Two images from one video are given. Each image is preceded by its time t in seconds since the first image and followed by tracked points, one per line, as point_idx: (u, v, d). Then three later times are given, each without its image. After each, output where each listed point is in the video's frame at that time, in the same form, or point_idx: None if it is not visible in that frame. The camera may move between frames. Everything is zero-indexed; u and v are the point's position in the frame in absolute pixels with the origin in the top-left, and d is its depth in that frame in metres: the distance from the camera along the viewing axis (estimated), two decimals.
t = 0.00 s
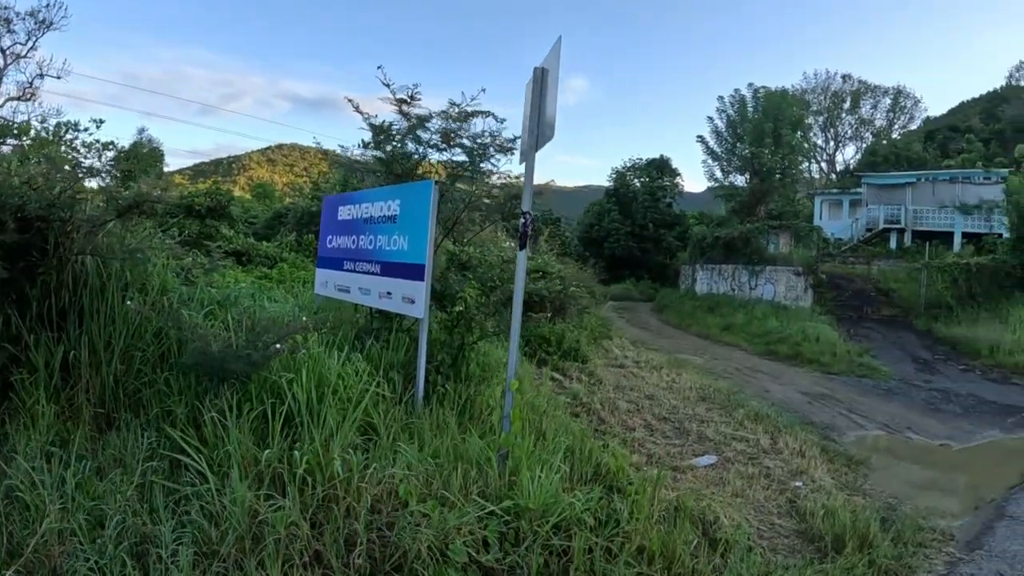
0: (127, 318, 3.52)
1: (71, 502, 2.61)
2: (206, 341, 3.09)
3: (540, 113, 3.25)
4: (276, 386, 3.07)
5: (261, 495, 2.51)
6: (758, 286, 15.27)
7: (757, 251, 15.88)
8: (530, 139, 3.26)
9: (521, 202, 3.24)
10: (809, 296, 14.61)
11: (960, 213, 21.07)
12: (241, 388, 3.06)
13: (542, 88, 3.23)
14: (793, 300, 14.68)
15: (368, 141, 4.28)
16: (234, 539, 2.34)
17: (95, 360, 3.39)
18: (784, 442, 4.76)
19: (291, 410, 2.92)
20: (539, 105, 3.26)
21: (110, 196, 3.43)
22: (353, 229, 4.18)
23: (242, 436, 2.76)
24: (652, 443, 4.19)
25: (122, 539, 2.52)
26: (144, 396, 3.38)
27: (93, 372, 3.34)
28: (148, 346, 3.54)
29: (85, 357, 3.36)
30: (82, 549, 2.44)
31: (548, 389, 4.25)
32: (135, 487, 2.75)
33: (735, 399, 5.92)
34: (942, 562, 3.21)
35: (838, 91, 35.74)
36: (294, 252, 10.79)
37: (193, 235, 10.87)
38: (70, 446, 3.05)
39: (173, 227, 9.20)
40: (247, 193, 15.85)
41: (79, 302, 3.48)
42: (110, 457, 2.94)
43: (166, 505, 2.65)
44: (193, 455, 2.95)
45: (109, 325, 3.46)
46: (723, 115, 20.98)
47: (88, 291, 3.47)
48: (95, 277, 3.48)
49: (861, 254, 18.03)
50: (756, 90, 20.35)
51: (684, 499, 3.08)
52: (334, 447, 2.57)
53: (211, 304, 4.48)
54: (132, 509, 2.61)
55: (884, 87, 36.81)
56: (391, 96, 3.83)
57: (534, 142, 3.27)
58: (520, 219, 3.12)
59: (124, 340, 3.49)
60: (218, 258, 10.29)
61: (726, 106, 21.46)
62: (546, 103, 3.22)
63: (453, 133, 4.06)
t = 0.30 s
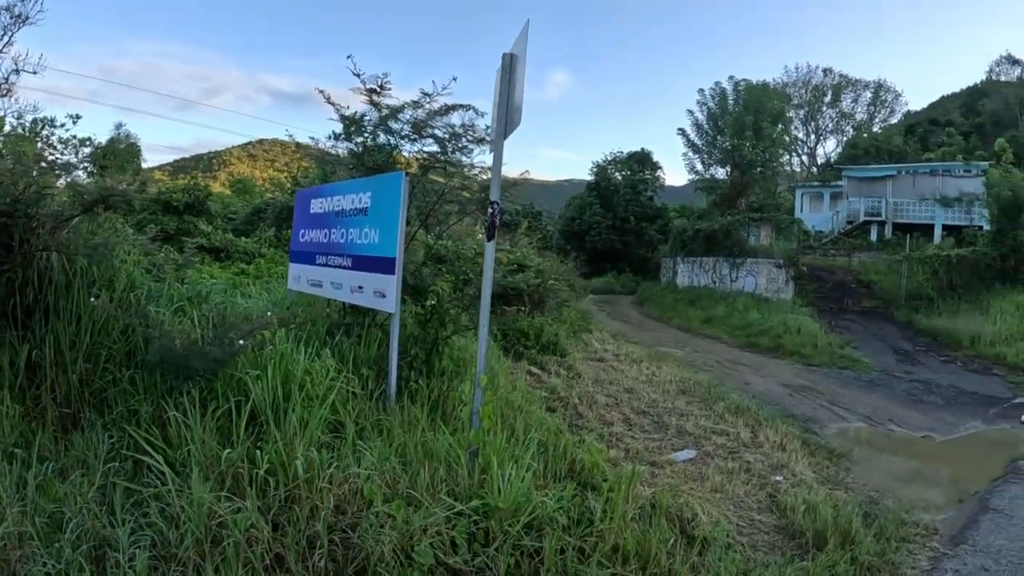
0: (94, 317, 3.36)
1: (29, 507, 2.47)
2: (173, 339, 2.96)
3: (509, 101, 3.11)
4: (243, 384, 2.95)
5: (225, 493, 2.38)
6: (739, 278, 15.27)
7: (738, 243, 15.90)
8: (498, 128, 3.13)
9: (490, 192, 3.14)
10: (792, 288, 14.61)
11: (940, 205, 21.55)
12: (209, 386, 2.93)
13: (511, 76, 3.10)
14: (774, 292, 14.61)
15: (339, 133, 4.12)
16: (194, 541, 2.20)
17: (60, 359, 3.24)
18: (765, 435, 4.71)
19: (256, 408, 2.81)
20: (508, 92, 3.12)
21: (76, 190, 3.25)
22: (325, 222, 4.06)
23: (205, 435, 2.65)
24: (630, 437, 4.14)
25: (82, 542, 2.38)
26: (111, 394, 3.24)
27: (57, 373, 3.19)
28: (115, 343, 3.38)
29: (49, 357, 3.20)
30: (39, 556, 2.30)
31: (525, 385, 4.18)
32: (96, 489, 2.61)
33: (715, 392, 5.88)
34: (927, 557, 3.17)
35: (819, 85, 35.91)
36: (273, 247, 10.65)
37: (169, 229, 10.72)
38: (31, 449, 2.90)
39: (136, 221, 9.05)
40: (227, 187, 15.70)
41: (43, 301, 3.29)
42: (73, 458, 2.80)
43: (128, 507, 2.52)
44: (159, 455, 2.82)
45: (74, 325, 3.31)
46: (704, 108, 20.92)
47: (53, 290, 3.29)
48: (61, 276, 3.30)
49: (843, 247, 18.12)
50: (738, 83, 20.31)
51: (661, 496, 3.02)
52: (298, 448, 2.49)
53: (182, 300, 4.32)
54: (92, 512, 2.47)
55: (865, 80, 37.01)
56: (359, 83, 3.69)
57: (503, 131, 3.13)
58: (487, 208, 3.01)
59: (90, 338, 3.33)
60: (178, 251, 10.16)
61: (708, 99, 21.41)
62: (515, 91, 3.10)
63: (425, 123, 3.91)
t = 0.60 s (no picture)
0: (57, 320, 3.19)
1: None
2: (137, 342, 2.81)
3: (480, 86, 2.98)
4: (209, 388, 2.83)
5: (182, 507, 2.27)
6: (725, 272, 15.27)
7: (723, 237, 15.86)
8: (469, 116, 3.00)
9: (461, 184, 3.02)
10: (778, 281, 14.50)
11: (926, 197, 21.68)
12: (175, 391, 2.81)
13: (484, 61, 2.97)
14: (760, 285, 14.58)
15: (311, 126, 3.90)
16: (150, 558, 2.09)
17: (21, 364, 3.06)
18: (754, 432, 4.63)
19: (222, 414, 2.69)
20: (480, 78, 2.99)
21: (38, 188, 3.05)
22: (299, 219, 3.93)
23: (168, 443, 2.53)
24: (616, 437, 4.05)
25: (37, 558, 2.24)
26: (72, 399, 3.08)
27: (18, 378, 3.02)
28: (81, 347, 3.21)
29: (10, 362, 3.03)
30: None
31: (507, 384, 4.07)
32: (54, 501, 2.47)
33: (702, 387, 5.80)
34: (923, 559, 3.10)
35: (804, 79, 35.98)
36: (256, 245, 10.49)
37: (150, 228, 10.59)
38: None
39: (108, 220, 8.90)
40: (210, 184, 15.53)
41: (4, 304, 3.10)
42: (32, 469, 2.65)
43: (87, 520, 2.40)
44: (123, 466, 2.69)
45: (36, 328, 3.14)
46: (688, 102, 20.82)
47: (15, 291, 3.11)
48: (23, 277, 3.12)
49: (829, 240, 18.15)
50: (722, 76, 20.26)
51: (647, 501, 2.93)
52: (262, 456, 2.40)
53: (154, 301, 4.16)
54: (49, 525, 2.34)
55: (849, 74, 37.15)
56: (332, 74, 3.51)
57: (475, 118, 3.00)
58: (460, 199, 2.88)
59: (55, 342, 3.17)
60: (162, 250, 10.08)
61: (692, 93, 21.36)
62: (488, 77, 2.96)
63: (398, 115, 3.75)
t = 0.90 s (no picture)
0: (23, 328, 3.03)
1: None
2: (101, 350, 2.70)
3: (453, 77, 2.89)
4: (176, 397, 2.73)
5: (142, 524, 2.22)
6: (714, 269, 15.26)
7: (711, 233, 15.82)
8: (442, 108, 2.91)
9: (434, 179, 2.91)
10: (767, 278, 14.45)
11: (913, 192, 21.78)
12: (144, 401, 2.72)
13: (457, 51, 2.88)
14: (749, 282, 14.58)
15: (285, 124, 3.75)
16: None
17: None
18: (745, 432, 4.56)
19: (190, 422, 2.61)
20: (454, 67, 2.89)
21: None
22: (276, 219, 3.82)
23: (132, 455, 2.46)
24: (603, 439, 3.96)
25: None
26: (39, 408, 2.91)
27: None
28: (50, 355, 3.05)
29: None
30: None
31: (491, 387, 3.98)
32: (15, 515, 2.34)
33: (692, 386, 5.74)
34: (922, 563, 3.04)
35: (790, 76, 36.04)
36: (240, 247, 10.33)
37: (133, 232, 10.41)
38: None
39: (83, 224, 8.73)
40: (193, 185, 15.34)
41: None
42: None
43: (46, 536, 2.30)
44: (89, 478, 2.60)
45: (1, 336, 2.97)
46: (674, 98, 20.73)
47: None
48: None
49: (817, 236, 18.17)
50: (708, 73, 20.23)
51: (633, 509, 2.87)
52: (226, 468, 2.33)
53: (127, 305, 3.99)
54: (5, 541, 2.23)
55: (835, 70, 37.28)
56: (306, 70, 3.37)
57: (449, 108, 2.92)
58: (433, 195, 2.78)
59: (25, 348, 3.01)
60: (144, 254, 9.93)
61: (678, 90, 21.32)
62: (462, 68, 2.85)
63: (374, 110, 3.62)
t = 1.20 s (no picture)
0: None
1: None
2: (69, 360, 2.62)
3: (426, 74, 2.82)
4: (148, 406, 2.64)
5: (107, 539, 2.15)
6: (704, 267, 15.22)
7: (700, 231, 15.76)
8: (415, 105, 2.82)
9: (407, 176, 2.84)
10: (757, 275, 14.44)
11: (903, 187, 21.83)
12: (115, 411, 2.65)
13: (430, 46, 2.81)
14: (740, 280, 14.64)
15: (262, 125, 3.63)
16: None
17: None
18: (737, 433, 4.50)
19: (161, 432, 2.54)
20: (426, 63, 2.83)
21: None
22: (255, 222, 3.73)
23: (101, 468, 2.38)
24: (592, 442, 3.90)
25: None
26: (10, 419, 2.68)
27: None
28: (25, 365, 2.81)
29: None
30: None
31: (476, 391, 3.92)
32: None
33: (682, 386, 5.68)
34: (920, 566, 2.99)
35: (778, 73, 36.08)
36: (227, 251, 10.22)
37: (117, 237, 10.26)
38: None
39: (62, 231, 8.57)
40: (180, 189, 15.20)
41: None
42: None
43: (11, 552, 2.19)
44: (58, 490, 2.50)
45: None
46: (662, 96, 20.68)
47: None
48: None
49: (807, 232, 18.19)
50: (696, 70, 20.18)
51: (620, 516, 2.81)
52: (194, 481, 2.28)
53: (105, 312, 3.87)
54: None
55: (823, 67, 37.36)
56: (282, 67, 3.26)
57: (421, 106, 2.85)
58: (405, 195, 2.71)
59: None
60: (127, 260, 9.77)
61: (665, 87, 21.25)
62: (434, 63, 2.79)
63: (351, 109, 3.53)
